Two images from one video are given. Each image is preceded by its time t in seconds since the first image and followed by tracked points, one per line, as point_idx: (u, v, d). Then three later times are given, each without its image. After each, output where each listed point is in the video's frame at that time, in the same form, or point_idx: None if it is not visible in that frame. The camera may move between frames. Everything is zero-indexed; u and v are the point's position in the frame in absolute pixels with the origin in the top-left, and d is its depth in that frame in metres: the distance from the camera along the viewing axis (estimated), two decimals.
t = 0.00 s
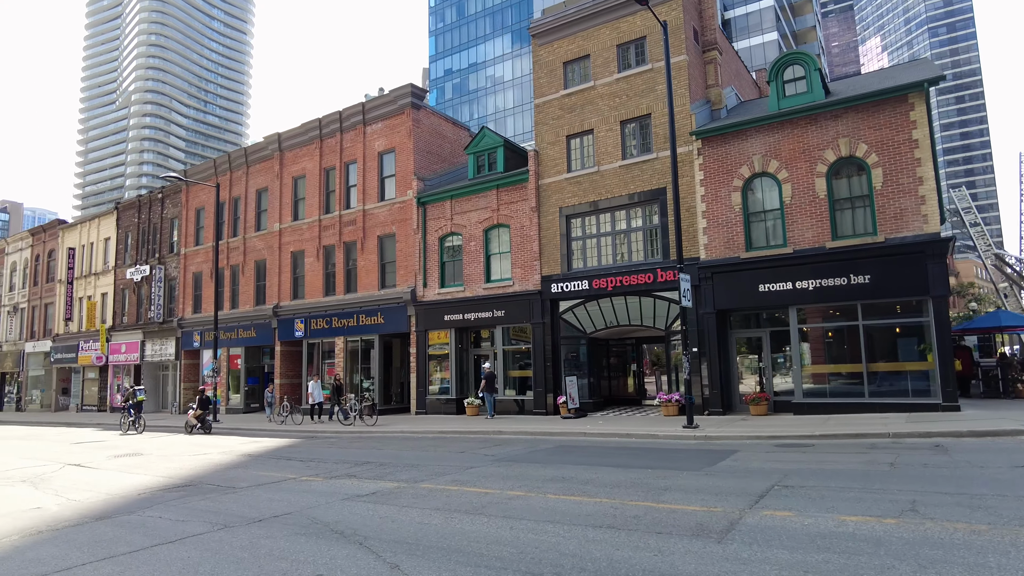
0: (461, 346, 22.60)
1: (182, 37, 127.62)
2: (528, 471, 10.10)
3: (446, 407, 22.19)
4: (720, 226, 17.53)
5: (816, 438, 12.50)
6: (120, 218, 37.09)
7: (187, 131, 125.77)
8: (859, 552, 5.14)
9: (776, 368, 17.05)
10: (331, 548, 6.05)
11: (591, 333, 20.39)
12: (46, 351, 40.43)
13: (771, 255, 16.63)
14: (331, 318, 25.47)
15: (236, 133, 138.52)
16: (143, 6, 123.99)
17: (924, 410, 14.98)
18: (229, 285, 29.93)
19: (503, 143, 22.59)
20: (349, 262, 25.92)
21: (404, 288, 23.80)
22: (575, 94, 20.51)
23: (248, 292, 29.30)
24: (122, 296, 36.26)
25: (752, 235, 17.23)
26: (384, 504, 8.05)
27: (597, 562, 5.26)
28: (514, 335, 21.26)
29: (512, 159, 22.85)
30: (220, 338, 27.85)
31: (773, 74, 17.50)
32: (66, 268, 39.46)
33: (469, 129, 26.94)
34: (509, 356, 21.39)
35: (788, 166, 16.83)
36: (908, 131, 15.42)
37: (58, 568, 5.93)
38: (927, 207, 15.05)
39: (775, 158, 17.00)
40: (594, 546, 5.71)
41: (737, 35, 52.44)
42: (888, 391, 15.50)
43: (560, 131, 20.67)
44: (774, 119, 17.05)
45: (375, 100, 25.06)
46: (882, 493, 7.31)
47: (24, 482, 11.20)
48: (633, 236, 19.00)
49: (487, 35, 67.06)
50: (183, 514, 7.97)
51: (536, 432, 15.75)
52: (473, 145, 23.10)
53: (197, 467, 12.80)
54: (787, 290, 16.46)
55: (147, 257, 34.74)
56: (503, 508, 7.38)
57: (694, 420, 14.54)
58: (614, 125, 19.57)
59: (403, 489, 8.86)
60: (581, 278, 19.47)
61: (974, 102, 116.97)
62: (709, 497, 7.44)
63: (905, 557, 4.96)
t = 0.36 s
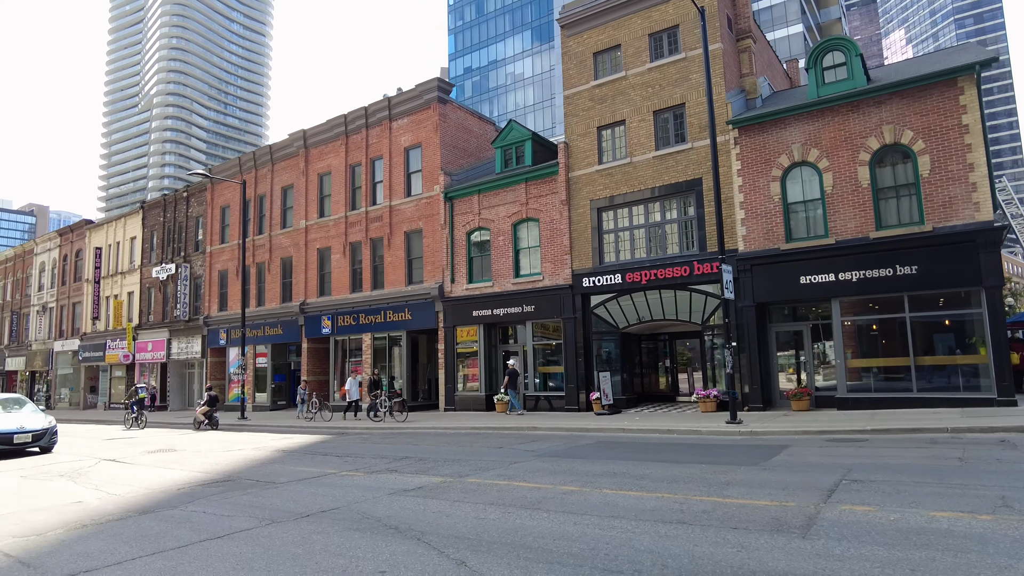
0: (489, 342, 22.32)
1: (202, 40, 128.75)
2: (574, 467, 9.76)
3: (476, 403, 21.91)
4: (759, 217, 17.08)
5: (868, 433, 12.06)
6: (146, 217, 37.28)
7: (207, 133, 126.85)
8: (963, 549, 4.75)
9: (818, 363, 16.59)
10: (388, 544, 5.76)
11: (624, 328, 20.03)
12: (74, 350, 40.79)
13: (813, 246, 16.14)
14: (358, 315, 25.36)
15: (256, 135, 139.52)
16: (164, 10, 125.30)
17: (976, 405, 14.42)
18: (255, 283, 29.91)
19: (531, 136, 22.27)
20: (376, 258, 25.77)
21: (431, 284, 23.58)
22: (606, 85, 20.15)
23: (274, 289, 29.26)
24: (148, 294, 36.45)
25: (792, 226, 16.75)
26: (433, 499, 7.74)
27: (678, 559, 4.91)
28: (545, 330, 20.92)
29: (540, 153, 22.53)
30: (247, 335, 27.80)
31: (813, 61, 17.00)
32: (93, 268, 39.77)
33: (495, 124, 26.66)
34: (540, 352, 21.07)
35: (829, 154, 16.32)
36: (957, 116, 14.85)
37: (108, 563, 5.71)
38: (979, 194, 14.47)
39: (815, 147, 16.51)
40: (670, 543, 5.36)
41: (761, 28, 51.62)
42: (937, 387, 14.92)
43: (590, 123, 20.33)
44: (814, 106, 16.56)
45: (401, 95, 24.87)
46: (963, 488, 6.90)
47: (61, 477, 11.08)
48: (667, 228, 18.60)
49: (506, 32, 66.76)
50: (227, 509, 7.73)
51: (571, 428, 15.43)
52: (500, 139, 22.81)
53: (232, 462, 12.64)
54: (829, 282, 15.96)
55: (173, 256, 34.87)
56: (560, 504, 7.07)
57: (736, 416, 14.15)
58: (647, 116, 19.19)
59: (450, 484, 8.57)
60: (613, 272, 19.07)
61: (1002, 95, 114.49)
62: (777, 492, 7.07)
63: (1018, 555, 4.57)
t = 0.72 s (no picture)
0: (539, 343, 22.07)
1: (242, 45, 131.10)
2: (647, 475, 9.43)
3: (525, 405, 21.63)
4: (822, 213, 16.44)
5: (950, 439, 11.48)
6: (193, 220, 37.94)
7: (248, 137, 129.25)
8: None
9: (888, 364, 15.93)
10: (478, 558, 5.52)
11: (679, 328, 19.60)
12: (126, 350, 41.79)
13: (882, 242, 15.44)
14: (406, 315, 25.39)
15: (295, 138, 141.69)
16: (205, 16, 127.97)
17: None
18: (303, 284, 30.18)
19: (579, 133, 21.92)
20: (422, 258, 25.77)
21: (478, 284, 23.42)
22: (658, 79, 19.70)
23: (321, 290, 29.50)
24: (197, 296, 37.10)
25: (858, 221, 16.07)
26: (509, 508, 7.50)
27: None
28: (595, 331, 20.57)
29: (588, 150, 22.19)
30: (296, 336, 28.08)
31: (879, 48, 16.28)
32: (143, 270, 40.67)
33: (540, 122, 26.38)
34: (590, 352, 20.73)
35: (899, 146, 15.59)
36: None
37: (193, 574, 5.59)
38: None
39: (883, 138, 15.80)
40: (783, 563, 5.01)
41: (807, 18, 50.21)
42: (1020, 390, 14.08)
43: (642, 117, 19.91)
44: (882, 96, 15.85)
45: (447, 94, 24.77)
46: None
47: (129, 479, 11.15)
48: (725, 225, 18.13)
49: (544, 30, 66.37)
50: (300, 516, 7.60)
51: (628, 432, 15.10)
52: (548, 137, 22.48)
53: (293, 465, 12.61)
54: (899, 280, 15.25)
55: (221, 258, 35.41)
56: (647, 516, 6.75)
57: (805, 419, 13.65)
58: (702, 110, 18.70)
59: (523, 493, 8.31)
60: (668, 271, 18.60)
61: None
62: (880, 506, 6.64)
63: None
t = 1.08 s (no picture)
0: (601, 342, 21.72)
1: (294, 54, 134.21)
2: (737, 478, 9.02)
3: (587, 405, 21.30)
4: (905, 203, 15.62)
5: None
6: (254, 224, 38.86)
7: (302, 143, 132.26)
8: None
9: (978, 364, 15.03)
10: (583, 565, 5.25)
11: (749, 326, 19.02)
12: (191, 351, 43.06)
13: (972, 234, 14.55)
14: (464, 315, 25.38)
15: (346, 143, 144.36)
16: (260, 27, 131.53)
17: None
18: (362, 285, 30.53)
19: (640, 127, 21.50)
20: (480, 258, 25.71)
21: (537, 283, 23.19)
22: (724, 70, 19.15)
23: (380, 291, 29.82)
24: (258, 298, 37.94)
25: (944, 212, 15.19)
26: (600, 512, 7.22)
27: None
28: (660, 330, 20.12)
29: (649, 145, 21.74)
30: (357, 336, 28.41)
31: (967, 28, 15.38)
32: (207, 273, 41.87)
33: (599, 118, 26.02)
34: (655, 352, 20.30)
35: (990, 131, 14.67)
36: None
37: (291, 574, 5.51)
38: None
39: (972, 123, 14.89)
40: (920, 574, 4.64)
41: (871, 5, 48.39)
42: None
43: (707, 110, 19.39)
44: (971, 78, 14.96)
45: (505, 92, 24.66)
46: None
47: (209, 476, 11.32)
48: (798, 218, 17.49)
49: (593, 27, 65.85)
50: (386, 516, 7.49)
51: (700, 434, 14.67)
52: (608, 131, 22.24)
53: (365, 464, 12.63)
54: (992, 274, 14.33)
55: (281, 261, 36.15)
56: (751, 522, 6.41)
57: (892, 420, 12.99)
58: (771, 100, 18.08)
59: (610, 495, 8.05)
60: (738, 267, 18.04)
61: None
62: (1010, 514, 6.15)
63: None
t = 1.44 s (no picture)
0: (662, 341, 21.13)
1: (340, 60, 136.48)
2: (833, 481, 8.45)
3: (648, 405, 20.75)
4: (994, 189, 14.62)
5: None
6: (308, 226, 39.39)
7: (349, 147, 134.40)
8: None
9: None
10: (695, 573, 4.82)
11: (820, 322, 18.22)
12: (247, 352, 43.98)
13: None
14: (519, 314, 25.09)
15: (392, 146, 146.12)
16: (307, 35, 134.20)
17: None
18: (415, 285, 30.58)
19: (700, 118, 20.86)
20: (534, 255, 25.35)
21: (594, 280, 22.71)
22: (790, 55, 18.37)
23: (433, 290, 29.78)
24: (312, 299, 38.44)
25: None
26: (695, 515, 6.78)
27: None
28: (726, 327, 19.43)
29: (710, 136, 21.09)
30: (412, 335, 28.44)
31: None
32: (262, 276, 42.67)
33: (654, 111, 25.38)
34: (720, 350, 19.63)
35: None
36: None
37: None
38: None
39: None
40: None
41: None
42: None
43: (773, 97, 18.64)
44: None
45: (558, 87, 24.29)
46: None
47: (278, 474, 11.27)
48: (874, 208, 16.61)
49: (641, 22, 64.94)
50: (467, 517, 7.20)
51: (774, 434, 14.05)
52: (667, 123, 21.66)
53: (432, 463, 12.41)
54: None
55: (335, 262, 36.56)
56: (868, 529, 5.88)
57: (987, 420, 12.15)
58: (842, 84, 17.23)
59: (700, 498, 7.59)
60: (809, 259, 17.27)
61: None
62: None
63: None
